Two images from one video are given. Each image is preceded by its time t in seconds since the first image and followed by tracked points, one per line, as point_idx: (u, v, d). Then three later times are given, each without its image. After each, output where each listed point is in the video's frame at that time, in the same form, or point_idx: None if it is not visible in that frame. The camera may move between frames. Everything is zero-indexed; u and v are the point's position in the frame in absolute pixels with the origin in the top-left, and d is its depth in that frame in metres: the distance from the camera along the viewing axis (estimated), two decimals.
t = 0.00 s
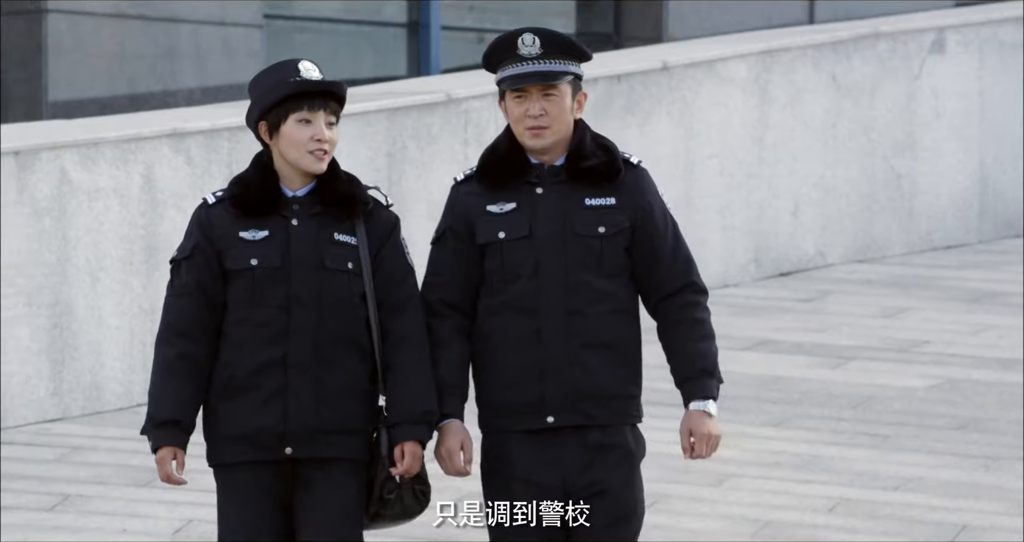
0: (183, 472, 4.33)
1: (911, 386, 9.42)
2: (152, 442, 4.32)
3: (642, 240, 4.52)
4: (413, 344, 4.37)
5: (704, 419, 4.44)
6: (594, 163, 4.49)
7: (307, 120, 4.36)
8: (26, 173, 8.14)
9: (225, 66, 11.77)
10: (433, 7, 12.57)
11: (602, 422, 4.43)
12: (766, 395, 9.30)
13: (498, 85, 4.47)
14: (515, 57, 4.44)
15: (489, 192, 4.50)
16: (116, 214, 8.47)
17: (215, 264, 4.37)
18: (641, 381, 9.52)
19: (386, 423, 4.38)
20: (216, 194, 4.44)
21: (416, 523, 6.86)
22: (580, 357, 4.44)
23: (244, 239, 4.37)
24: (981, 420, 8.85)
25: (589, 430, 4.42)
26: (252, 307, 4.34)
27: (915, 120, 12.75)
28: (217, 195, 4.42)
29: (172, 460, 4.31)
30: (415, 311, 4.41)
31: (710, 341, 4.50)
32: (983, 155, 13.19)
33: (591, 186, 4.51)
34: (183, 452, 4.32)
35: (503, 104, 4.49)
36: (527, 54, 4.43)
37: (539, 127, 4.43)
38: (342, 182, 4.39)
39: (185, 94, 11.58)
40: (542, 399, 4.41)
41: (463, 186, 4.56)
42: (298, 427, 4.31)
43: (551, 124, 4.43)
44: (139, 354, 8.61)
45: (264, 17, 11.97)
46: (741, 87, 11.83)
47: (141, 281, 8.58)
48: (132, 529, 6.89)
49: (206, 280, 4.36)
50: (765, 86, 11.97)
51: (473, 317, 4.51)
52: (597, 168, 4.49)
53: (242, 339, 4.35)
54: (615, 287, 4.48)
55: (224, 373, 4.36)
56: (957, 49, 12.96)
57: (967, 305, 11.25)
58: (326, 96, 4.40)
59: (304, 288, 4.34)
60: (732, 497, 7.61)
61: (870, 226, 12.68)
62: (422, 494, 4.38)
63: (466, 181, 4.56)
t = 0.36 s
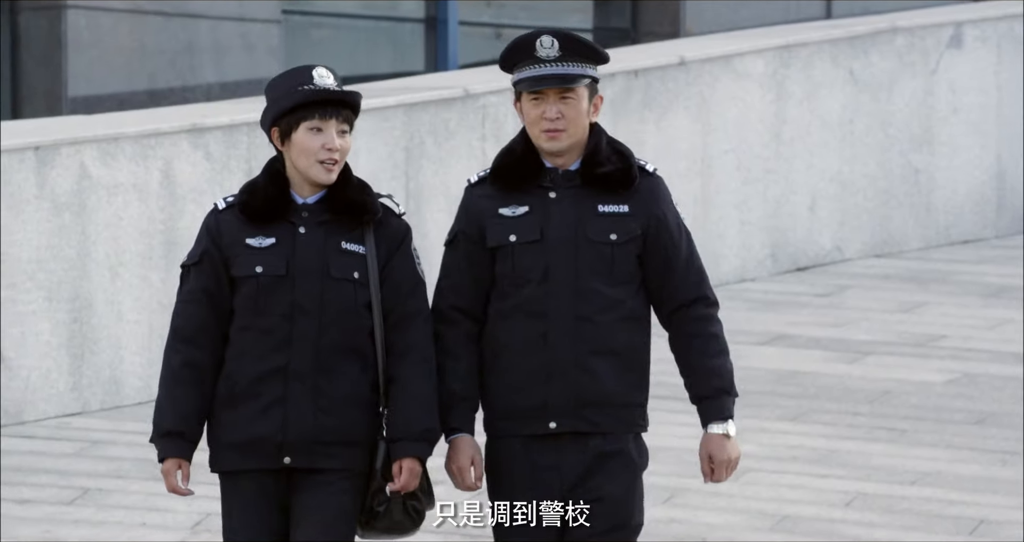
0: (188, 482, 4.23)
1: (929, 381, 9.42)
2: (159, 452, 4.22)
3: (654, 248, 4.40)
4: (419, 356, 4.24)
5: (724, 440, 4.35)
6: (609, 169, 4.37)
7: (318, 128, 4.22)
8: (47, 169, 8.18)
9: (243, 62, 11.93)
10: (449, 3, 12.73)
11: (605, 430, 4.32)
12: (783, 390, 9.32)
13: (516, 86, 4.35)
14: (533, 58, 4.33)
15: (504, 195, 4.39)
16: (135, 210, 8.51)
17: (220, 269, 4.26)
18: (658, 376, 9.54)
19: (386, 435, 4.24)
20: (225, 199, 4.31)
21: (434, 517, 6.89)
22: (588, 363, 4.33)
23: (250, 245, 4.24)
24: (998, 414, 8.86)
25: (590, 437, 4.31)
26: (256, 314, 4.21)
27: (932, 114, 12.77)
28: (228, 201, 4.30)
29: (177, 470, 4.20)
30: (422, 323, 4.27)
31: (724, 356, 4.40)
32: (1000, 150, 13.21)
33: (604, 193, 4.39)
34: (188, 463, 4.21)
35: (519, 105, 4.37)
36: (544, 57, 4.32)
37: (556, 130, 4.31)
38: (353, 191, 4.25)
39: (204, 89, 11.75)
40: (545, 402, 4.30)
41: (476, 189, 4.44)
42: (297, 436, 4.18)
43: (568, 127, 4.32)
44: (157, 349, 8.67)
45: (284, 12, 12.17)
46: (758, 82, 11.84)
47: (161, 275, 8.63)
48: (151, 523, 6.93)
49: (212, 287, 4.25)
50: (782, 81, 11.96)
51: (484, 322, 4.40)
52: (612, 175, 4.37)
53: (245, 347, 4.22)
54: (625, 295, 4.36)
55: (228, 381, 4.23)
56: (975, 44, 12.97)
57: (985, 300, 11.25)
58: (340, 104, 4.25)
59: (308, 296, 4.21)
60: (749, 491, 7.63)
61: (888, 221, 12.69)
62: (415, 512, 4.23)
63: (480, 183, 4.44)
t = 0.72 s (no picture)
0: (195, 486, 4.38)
1: (942, 379, 9.44)
2: (168, 456, 4.39)
3: (666, 260, 4.42)
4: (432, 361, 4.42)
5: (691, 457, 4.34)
6: (626, 180, 4.41)
7: (335, 131, 4.37)
8: (63, 167, 8.21)
9: (259, 62, 12.01)
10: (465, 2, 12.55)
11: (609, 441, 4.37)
12: (796, 389, 9.32)
13: (549, 91, 4.45)
14: (571, 63, 4.43)
15: (524, 200, 4.47)
16: (150, 208, 8.53)
17: (234, 272, 4.42)
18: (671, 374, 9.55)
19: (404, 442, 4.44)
20: (241, 203, 4.48)
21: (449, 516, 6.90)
22: (588, 375, 4.38)
23: (266, 248, 4.40)
24: (1011, 412, 8.87)
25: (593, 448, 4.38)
26: (271, 318, 4.38)
27: (945, 113, 12.79)
28: (241, 204, 4.47)
29: (185, 474, 4.37)
30: (437, 329, 4.45)
31: (709, 375, 4.35)
32: (1013, 148, 13.22)
33: (620, 205, 4.43)
34: (196, 467, 4.38)
35: (551, 110, 4.46)
36: (583, 62, 4.42)
37: (585, 136, 4.38)
38: (369, 195, 4.42)
39: (219, 88, 11.84)
40: (546, 410, 4.37)
41: (500, 192, 4.53)
42: (312, 440, 4.36)
43: (597, 134, 4.39)
44: (171, 348, 8.67)
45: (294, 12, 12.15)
46: (771, 81, 11.84)
47: (176, 274, 8.65)
48: (168, 521, 6.95)
49: (225, 290, 4.41)
50: (795, 80, 11.97)
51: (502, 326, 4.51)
52: (628, 186, 4.41)
53: (260, 350, 4.39)
54: (632, 305, 4.40)
55: (241, 384, 4.41)
56: (988, 42, 12.98)
57: (997, 298, 11.26)
58: (357, 108, 4.40)
59: (323, 301, 4.38)
60: (762, 489, 7.64)
61: (901, 219, 12.69)
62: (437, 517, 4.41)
63: (502, 187, 4.53)
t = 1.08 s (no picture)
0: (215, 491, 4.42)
1: (950, 378, 9.48)
2: (183, 461, 4.40)
3: (668, 259, 4.43)
4: (436, 362, 4.48)
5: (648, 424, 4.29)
6: (629, 180, 4.44)
7: (344, 130, 4.42)
8: (76, 167, 8.26)
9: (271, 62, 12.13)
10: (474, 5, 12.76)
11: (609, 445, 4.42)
12: (804, 387, 9.36)
13: (549, 88, 4.48)
14: (568, 61, 4.45)
15: (525, 199, 4.53)
16: (162, 207, 8.59)
17: (243, 275, 4.46)
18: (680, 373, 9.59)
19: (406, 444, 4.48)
20: (246, 203, 4.52)
21: (460, 513, 6.95)
22: (590, 378, 4.43)
23: (274, 252, 4.46)
24: (1018, 411, 8.91)
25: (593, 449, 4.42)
26: (281, 323, 4.44)
27: (953, 113, 12.83)
28: (247, 205, 4.51)
29: (204, 479, 4.40)
30: (440, 330, 4.51)
31: (692, 369, 4.33)
32: (1021, 148, 13.26)
33: (621, 204, 4.46)
34: (215, 471, 4.42)
35: (551, 108, 4.49)
36: (580, 59, 4.43)
37: (585, 134, 4.42)
38: (375, 194, 4.48)
39: (232, 88, 11.95)
40: (550, 413, 4.43)
41: (502, 190, 4.59)
42: (322, 445, 4.43)
43: (597, 132, 4.42)
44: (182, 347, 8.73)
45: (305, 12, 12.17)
46: (780, 81, 11.88)
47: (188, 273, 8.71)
48: (180, 519, 7.00)
49: (235, 293, 4.45)
50: (804, 80, 12.00)
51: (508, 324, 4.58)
52: (630, 186, 4.44)
53: (270, 356, 4.45)
54: (635, 306, 4.43)
55: (252, 388, 4.47)
56: (996, 42, 13.02)
57: (1005, 297, 11.30)
58: (362, 106, 4.44)
59: (333, 304, 4.44)
60: (771, 487, 7.69)
61: (909, 219, 12.73)
62: (441, 520, 4.48)
63: (505, 185, 4.59)
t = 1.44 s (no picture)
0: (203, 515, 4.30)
1: (959, 378, 9.51)
2: (169, 486, 4.28)
3: (649, 279, 4.37)
4: (425, 380, 4.36)
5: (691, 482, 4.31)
6: (604, 200, 4.36)
7: (334, 144, 4.35)
8: (88, 168, 8.31)
9: (280, 62, 12.12)
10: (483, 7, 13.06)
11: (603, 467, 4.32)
12: (813, 387, 9.40)
13: (513, 114, 4.38)
14: (533, 85, 4.35)
15: (495, 228, 4.40)
16: (174, 208, 8.65)
17: (230, 296, 4.32)
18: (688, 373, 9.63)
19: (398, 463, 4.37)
20: (227, 223, 4.40)
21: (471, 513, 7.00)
22: (581, 400, 4.31)
23: (261, 270, 4.33)
24: None
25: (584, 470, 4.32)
26: (276, 340, 4.31)
27: (962, 113, 12.87)
28: (229, 225, 4.38)
29: (191, 502, 4.27)
30: (425, 349, 4.40)
31: (701, 398, 4.35)
32: None
33: (598, 225, 4.38)
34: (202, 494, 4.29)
35: (517, 134, 4.39)
36: (544, 82, 4.35)
37: (554, 157, 4.32)
38: (356, 213, 4.36)
39: (242, 89, 11.88)
40: (541, 437, 4.30)
41: (471, 221, 4.45)
42: (317, 465, 4.30)
43: (567, 154, 4.33)
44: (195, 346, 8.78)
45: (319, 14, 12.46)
46: (789, 82, 11.90)
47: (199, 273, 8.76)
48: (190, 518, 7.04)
49: (220, 314, 4.31)
50: (812, 81, 12.03)
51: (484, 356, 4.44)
52: (606, 206, 4.36)
53: (259, 375, 4.32)
54: (620, 327, 4.34)
55: (240, 409, 4.33)
56: (1005, 43, 13.07)
57: (1013, 298, 11.33)
58: (347, 121, 4.38)
59: (324, 321, 4.32)
60: (780, 486, 7.73)
61: (917, 220, 12.79)
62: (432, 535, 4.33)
63: (474, 217, 4.45)
